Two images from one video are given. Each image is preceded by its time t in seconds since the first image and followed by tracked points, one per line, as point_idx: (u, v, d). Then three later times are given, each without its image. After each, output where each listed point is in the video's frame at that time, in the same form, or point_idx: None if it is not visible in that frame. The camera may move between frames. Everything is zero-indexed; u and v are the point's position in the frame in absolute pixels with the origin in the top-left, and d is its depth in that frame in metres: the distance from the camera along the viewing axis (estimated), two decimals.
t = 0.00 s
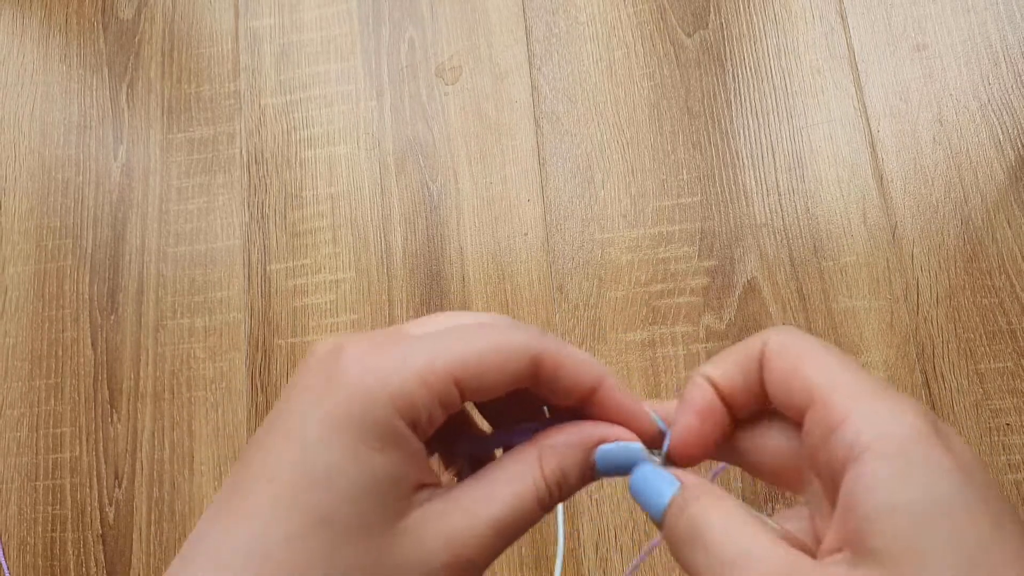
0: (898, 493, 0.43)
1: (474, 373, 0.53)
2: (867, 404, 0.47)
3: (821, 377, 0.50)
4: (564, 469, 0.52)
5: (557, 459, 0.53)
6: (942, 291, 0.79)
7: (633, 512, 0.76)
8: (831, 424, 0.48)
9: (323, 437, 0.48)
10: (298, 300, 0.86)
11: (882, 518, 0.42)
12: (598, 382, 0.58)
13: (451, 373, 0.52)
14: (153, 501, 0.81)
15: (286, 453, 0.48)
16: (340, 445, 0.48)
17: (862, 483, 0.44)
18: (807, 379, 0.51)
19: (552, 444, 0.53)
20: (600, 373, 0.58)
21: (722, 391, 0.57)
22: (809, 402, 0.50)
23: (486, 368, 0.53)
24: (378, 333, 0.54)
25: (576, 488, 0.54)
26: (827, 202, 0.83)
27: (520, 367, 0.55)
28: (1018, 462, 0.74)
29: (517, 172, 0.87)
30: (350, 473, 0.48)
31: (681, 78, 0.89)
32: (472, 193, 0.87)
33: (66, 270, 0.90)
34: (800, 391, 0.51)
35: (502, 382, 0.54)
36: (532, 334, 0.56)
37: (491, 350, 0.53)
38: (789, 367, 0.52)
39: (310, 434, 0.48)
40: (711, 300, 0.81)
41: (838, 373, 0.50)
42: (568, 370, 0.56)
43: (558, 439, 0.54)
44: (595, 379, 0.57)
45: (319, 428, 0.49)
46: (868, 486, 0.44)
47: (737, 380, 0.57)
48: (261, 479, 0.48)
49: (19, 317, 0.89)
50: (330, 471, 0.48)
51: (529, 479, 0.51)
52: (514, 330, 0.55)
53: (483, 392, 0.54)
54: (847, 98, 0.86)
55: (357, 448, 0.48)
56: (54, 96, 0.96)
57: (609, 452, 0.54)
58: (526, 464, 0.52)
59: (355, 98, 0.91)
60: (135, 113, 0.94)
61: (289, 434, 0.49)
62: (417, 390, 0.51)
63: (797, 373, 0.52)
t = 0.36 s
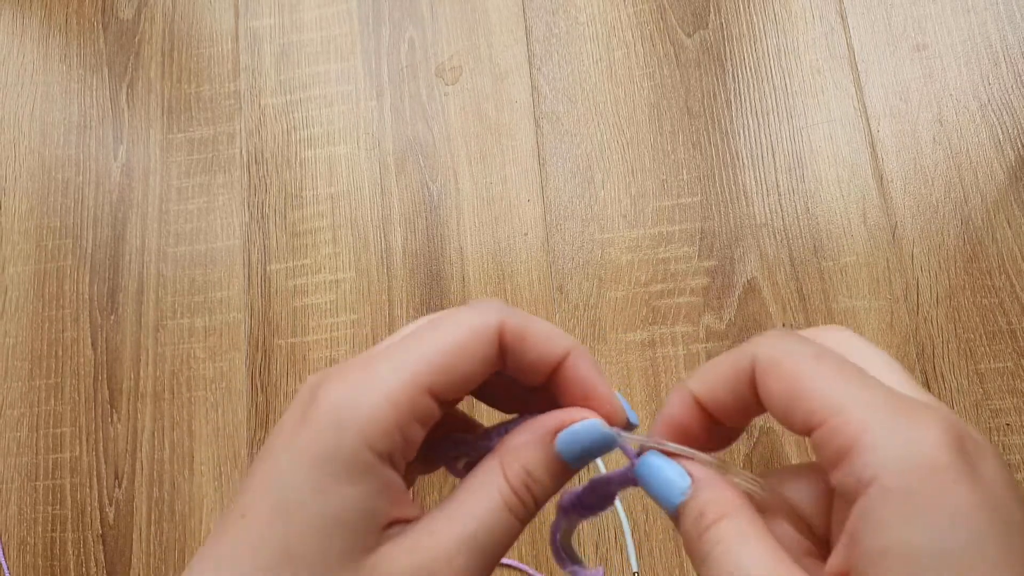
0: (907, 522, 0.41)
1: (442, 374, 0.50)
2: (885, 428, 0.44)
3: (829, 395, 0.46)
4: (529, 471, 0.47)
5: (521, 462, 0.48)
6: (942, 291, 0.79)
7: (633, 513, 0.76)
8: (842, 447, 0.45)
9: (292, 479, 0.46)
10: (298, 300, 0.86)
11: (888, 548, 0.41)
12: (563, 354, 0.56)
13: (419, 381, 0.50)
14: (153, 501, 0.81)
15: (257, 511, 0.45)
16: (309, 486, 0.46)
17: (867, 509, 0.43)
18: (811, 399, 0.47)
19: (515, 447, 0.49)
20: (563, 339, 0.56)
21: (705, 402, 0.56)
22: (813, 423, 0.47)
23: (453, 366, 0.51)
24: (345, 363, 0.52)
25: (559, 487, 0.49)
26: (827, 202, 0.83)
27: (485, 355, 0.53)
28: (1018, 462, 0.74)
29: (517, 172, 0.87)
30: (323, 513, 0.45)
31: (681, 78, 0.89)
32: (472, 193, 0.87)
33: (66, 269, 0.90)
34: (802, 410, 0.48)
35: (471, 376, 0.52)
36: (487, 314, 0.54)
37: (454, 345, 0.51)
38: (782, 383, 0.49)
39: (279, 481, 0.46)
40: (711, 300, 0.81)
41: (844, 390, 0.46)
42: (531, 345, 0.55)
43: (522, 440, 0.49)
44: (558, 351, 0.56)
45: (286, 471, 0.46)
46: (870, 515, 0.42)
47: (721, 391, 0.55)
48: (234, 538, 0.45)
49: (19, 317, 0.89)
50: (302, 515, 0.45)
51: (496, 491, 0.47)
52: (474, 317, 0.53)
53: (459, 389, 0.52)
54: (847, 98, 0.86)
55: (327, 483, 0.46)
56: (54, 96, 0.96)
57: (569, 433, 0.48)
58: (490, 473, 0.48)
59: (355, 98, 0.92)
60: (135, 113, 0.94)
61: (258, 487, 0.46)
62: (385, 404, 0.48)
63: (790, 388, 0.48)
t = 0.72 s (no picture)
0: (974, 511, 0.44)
1: (445, 413, 0.54)
2: (979, 418, 0.47)
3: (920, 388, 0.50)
4: (514, 475, 0.48)
5: (507, 468, 0.48)
6: (942, 292, 0.79)
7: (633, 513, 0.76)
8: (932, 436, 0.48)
9: (304, 496, 0.50)
10: (298, 300, 0.86)
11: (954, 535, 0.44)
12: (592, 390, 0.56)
13: (423, 416, 0.54)
14: (153, 501, 0.81)
15: (268, 524, 0.50)
16: (318, 500, 0.50)
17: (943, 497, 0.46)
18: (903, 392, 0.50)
19: (502, 453, 0.49)
20: (592, 374, 0.56)
21: (750, 383, 0.56)
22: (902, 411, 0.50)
23: (460, 410, 0.54)
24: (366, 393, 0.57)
25: (554, 492, 0.49)
26: (827, 202, 0.83)
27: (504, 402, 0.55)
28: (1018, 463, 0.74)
29: (517, 172, 0.87)
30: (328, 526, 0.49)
31: (681, 78, 0.89)
32: (472, 193, 0.87)
33: (66, 269, 0.90)
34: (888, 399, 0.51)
35: (481, 421, 0.55)
36: (510, 366, 0.56)
37: (462, 393, 0.54)
38: (864, 372, 0.52)
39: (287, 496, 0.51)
40: (711, 300, 0.81)
41: (931, 378, 0.50)
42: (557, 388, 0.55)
43: (507, 445, 0.49)
44: (588, 386, 0.55)
45: (296, 487, 0.51)
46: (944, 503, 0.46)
47: (769, 376, 0.56)
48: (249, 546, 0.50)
49: (19, 317, 0.89)
50: (308, 529, 0.49)
51: (482, 497, 0.48)
52: (489, 366, 0.56)
53: (462, 433, 0.55)
54: (847, 98, 0.86)
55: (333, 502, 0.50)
56: (54, 96, 0.96)
57: (552, 429, 0.48)
58: (480, 481, 0.49)
59: (355, 98, 0.92)
60: (135, 113, 0.94)
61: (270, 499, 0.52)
62: (386, 437, 0.53)
63: (874, 379, 0.52)
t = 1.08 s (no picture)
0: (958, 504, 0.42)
1: (429, 398, 0.54)
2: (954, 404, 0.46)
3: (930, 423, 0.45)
4: (525, 473, 0.48)
5: (517, 464, 0.48)
6: (942, 292, 0.79)
7: (633, 512, 0.76)
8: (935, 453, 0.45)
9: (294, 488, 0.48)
10: (298, 300, 0.86)
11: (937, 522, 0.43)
12: (585, 380, 0.54)
13: (410, 403, 0.53)
14: (153, 501, 0.81)
15: (255, 515, 0.48)
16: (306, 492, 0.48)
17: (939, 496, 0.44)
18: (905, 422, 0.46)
19: (510, 451, 0.49)
20: (581, 364, 0.55)
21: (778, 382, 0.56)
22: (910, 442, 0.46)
23: (446, 400, 0.54)
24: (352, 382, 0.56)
25: (562, 488, 0.49)
26: (827, 202, 0.83)
27: (494, 392, 0.54)
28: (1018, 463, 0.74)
29: (517, 172, 0.87)
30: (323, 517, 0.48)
31: (681, 78, 0.89)
32: (472, 193, 0.87)
33: (66, 269, 0.90)
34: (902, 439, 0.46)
35: (469, 412, 0.54)
36: (498, 357, 0.55)
37: (449, 382, 0.54)
38: (875, 392, 0.48)
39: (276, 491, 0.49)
40: (711, 300, 0.81)
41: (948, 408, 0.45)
42: (547, 381, 0.54)
43: (515, 443, 0.50)
44: (580, 377, 0.54)
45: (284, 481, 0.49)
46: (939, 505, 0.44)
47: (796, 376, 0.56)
48: (235, 545, 0.48)
49: (19, 317, 0.89)
50: (303, 523, 0.47)
51: (491, 491, 0.48)
52: (479, 358, 0.55)
53: (449, 421, 0.54)
54: (847, 98, 0.86)
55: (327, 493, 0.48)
56: (54, 96, 0.96)
57: (565, 432, 0.48)
58: (486, 478, 0.49)
59: (355, 98, 0.92)
60: (135, 113, 0.94)
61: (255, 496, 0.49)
62: (371, 422, 0.52)
63: (878, 408, 0.47)
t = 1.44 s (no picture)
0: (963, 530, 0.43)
1: (420, 429, 0.53)
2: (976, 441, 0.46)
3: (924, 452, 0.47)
4: (565, 500, 0.52)
5: (557, 490, 0.52)
6: (942, 292, 0.79)
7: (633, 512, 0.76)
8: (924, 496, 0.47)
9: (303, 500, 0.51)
10: (298, 300, 0.86)
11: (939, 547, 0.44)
12: (588, 422, 0.53)
13: (401, 431, 0.52)
14: (153, 501, 0.81)
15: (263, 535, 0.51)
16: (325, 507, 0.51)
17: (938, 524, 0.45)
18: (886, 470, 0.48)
19: (550, 477, 0.52)
20: (585, 402, 0.53)
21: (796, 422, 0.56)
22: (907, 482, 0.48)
23: (439, 431, 0.53)
24: (352, 386, 0.56)
25: (591, 511, 0.53)
26: (827, 202, 0.83)
27: (489, 428, 0.53)
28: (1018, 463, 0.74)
29: (517, 172, 0.87)
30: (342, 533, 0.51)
31: (681, 78, 0.89)
32: (472, 193, 0.87)
33: (66, 269, 0.90)
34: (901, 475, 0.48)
35: (463, 442, 0.53)
36: (500, 391, 0.53)
37: (443, 414, 0.53)
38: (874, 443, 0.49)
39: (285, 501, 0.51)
40: (711, 300, 0.81)
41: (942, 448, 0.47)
42: (545, 420, 0.53)
43: (557, 470, 0.53)
44: (581, 418, 0.53)
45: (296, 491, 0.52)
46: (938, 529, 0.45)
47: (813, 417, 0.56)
48: (244, 551, 0.51)
49: (19, 317, 0.89)
50: (321, 539, 0.51)
51: (529, 508, 0.51)
52: (481, 388, 0.53)
53: (438, 450, 0.54)
54: (847, 98, 0.86)
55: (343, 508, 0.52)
56: (54, 96, 0.96)
57: (612, 468, 0.52)
58: (525, 497, 0.52)
59: (355, 98, 0.92)
60: (135, 113, 0.94)
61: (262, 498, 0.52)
62: (362, 445, 0.52)
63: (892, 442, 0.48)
